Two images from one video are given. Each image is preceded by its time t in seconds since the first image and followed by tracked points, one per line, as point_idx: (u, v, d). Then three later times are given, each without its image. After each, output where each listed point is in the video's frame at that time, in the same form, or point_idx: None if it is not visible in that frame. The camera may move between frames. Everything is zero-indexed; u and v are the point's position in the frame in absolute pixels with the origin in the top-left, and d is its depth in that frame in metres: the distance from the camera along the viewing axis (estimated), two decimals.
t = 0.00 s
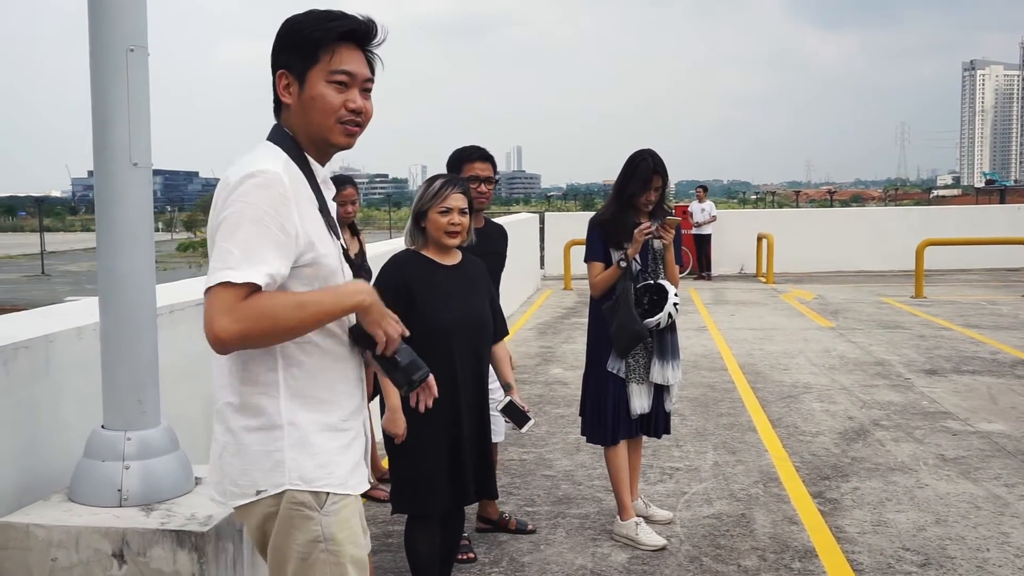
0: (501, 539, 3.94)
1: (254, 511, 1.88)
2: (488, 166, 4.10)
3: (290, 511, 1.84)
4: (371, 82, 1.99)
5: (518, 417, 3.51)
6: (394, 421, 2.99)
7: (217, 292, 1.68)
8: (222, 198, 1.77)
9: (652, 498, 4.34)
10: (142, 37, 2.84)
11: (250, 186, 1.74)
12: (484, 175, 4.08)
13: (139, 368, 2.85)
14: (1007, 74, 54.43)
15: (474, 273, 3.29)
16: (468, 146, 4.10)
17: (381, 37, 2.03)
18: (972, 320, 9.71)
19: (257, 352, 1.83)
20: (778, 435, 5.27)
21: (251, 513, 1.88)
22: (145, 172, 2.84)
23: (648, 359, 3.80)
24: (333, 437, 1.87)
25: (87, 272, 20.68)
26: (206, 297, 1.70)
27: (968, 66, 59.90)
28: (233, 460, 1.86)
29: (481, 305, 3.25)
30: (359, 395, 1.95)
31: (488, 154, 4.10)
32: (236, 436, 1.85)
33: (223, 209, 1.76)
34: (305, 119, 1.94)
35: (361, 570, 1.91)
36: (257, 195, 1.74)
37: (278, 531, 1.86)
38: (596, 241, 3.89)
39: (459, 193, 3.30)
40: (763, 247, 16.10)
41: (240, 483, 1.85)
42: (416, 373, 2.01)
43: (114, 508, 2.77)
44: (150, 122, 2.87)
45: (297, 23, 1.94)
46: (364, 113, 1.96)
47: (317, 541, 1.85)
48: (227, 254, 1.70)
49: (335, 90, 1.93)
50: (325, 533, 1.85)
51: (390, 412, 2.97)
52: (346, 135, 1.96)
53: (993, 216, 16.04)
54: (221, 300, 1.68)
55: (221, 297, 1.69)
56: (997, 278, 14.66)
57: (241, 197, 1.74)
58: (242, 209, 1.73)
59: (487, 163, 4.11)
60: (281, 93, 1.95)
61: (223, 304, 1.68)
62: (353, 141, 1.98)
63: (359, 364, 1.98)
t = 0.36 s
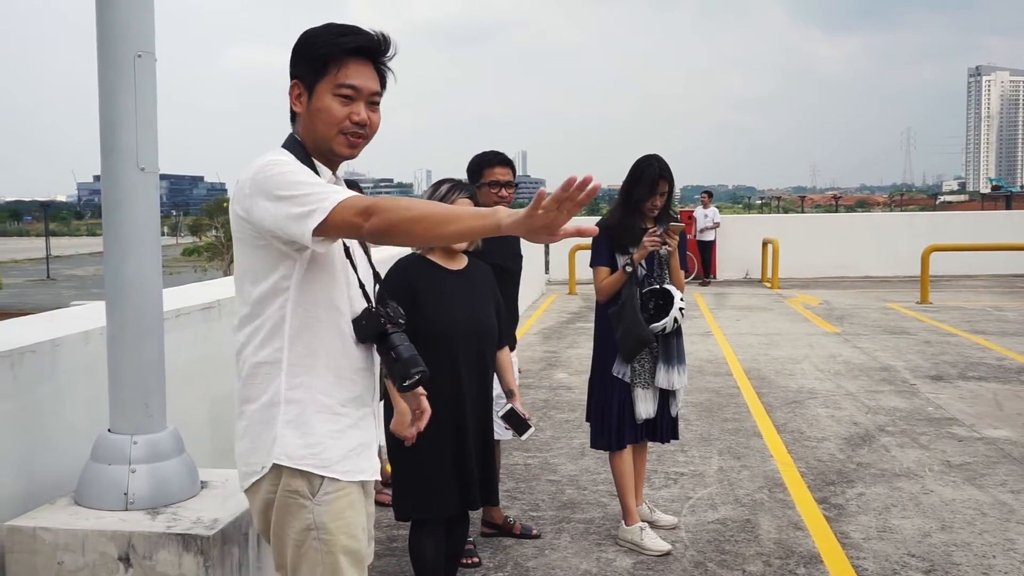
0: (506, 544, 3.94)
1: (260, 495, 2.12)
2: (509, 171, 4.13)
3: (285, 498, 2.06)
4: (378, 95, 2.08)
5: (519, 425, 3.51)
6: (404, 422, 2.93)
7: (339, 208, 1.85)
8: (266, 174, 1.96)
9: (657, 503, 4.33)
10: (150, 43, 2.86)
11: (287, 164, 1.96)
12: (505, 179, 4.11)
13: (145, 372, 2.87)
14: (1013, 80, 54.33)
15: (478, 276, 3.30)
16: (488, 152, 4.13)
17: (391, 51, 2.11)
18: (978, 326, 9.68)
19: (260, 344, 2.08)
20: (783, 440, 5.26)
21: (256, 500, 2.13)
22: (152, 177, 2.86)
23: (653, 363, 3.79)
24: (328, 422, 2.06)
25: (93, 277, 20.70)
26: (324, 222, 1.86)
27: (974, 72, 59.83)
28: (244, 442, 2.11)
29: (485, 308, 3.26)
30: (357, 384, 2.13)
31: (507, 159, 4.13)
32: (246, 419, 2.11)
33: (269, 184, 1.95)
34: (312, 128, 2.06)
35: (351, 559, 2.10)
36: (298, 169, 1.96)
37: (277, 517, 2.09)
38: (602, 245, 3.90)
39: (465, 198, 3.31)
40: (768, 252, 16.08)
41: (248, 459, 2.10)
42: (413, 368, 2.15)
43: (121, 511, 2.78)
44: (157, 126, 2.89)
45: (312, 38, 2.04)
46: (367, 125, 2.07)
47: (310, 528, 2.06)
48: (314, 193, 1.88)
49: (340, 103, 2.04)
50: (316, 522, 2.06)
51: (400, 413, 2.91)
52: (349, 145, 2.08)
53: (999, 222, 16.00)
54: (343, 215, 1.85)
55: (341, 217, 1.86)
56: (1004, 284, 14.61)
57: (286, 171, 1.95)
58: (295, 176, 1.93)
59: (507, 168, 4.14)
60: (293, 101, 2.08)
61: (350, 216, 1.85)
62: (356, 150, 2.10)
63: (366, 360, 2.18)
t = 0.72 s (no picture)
0: (512, 547, 3.95)
1: (278, 476, 2.18)
2: (523, 175, 4.14)
3: (302, 484, 2.12)
4: (393, 101, 2.13)
5: (528, 429, 3.52)
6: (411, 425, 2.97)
7: (362, 205, 1.90)
8: (288, 177, 2.02)
9: (662, 507, 4.34)
10: (161, 46, 2.88)
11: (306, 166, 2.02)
12: (519, 184, 4.12)
13: (155, 373, 2.88)
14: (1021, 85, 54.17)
15: (487, 280, 3.32)
16: (504, 154, 4.14)
17: (405, 59, 2.16)
18: (985, 331, 9.65)
19: (286, 336, 2.15)
20: (789, 445, 5.26)
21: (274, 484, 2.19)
22: (162, 179, 2.88)
23: (660, 367, 3.80)
24: (351, 409, 2.13)
25: (100, 279, 20.80)
26: (351, 218, 1.91)
27: (982, 76, 59.67)
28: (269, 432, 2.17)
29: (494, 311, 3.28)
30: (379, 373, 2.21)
31: (522, 163, 4.14)
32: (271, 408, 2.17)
33: (290, 186, 2.01)
34: (330, 133, 2.10)
35: (363, 544, 2.16)
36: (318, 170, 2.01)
37: (294, 502, 2.15)
38: (609, 248, 3.91)
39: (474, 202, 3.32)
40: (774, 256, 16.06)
41: (272, 447, 2.16)
42: (432, 357, 2.23)
43: (130, 512, 2.80)
44: (168, 129, 2.91)
45: (331, 45, 2.08)
46: (382, 130, 2.11)
47: (325, 512, 2.12)
48: (336, 192, 1.93)
49: (358, 108, 2.07)
50: (332, 506, 2.11)
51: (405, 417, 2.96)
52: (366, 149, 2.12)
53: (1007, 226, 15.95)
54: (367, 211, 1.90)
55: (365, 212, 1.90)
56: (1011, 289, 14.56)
57: (305, 172, 2.00)
58: (316, 176, 1.99)
59: (522, 172, 4.15)
60: (311, 106, 2.10)
61: (372, 211, 1.89)
62: (371, 154, 2.14)
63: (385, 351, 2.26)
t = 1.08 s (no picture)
0: (518, 555, 3.95)
1: (296, 482, 2.19)
2: (523, 182, 4.17)
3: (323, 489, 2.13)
4: (401, 112, 2.15)
5: (534, 436, 3.53)
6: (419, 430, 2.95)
7: (381, 208, 1.92)
8: (304, 182, 2.03)
9: (668, 516, 4.33)
10: (169, 56, 2.90)
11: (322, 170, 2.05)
12: (519, 191, 4.14)
13: (162, 381, 2.89)
14: None
15: (493, 287, 3.33)
16: (504, 161, 4.16)
17: (413, 72, 2.19)
18: (990, 340, 9.64)
19: (304, 342, 2.16)
20: (795, 454, 5.25)
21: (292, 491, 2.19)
22: (170, 187, 2.90)
23: (666, 376, 3.80)
24: (369, 411, 2.14)
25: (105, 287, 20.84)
26: (372, 221, 1.93)
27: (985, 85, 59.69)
28: (288, 436, 2.19)
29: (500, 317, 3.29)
30: (397, 376, 2.23)
31: (522, 170, 4.16)
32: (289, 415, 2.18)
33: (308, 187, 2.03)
34: (340, 141, 2.11)
35: (379, 551, 2.16)
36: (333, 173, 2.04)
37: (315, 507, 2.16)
38: (616, 256, 3.92)
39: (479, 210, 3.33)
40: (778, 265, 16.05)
41: (292, 450, 2.17)
42: (455, 349, 2.23)
43: (138, 520, 2.80)
44: (176, 138, 2.93)
45: (342, 57, 2.11)
46: (392, 139, 2.13)
47: (343, 518, 2.13)
48: (352, 195, 1.95)
49: (368, 117, 2.10)
50: (350, 512, 2.12)
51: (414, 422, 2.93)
52: (375, 158, 2.14)
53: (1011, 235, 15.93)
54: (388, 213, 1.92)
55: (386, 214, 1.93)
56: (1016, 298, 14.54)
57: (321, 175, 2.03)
58: (331, 178, 2.01)
59: (522, 179, 4.17)
60: (322, 116, 2.12)
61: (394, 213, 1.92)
62: (380, 163, 2.17)
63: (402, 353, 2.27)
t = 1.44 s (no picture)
0: (528, 556, 3.96)
1: (326, 496, 2.03)
2: (528, 182, 4.17)
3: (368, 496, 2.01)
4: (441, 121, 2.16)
5: (545, 436, 3.54)
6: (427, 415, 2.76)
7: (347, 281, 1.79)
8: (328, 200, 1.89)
9: (678, 516, 4.33)
10: (182, 57, 2.92)
11: (345, 191, 1.89)
12: (524, 191, 4.14)
13: (173, 381, 2.91)
14: None
15: (504, 289, 3.34)
16: (508, 163, 4.17)
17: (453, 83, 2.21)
18: (1001, 341, 9.60)
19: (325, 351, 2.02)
20: (804, 455, 5.24)
21: (325, 500, 2.03)
22: (182, 188, 2.92)
23: (678, 378, 3.81)
24: (395, 425, 2.05)
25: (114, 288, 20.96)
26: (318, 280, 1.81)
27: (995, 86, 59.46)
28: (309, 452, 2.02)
29: (512, 320, 3.30)
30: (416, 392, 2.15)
31: (527, 171, 4.17)
32: (305, 427, 2.03)
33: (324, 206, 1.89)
34: (383, 142, 2.08)
35: (427, 553, 2.08)
36: (353, 201, 1.88)
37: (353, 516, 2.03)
38: (628, 256, 3.93)
39: (490, 211, 3.33)
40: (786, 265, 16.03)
41: (314, 466, 2.01)
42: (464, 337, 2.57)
43: (150, 519, 2.82)
44: (188, 139, 2.94)
45: (391, 59, 2.09)
46: (433, 146, 2.13)
47: (391, 522, 2.02)
48: (354, 246, 1.83)
49: (414, 122, 2.09)
50: (397, 515, 2.02)
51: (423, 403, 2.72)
52: (414, 162, 2.12)
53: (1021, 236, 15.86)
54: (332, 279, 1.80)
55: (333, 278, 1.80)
56: None
57: (340, 198, 1.88)
58: (350, 203, 1.88)
59: (526, 179, 4.17)
60: (364, 115, 2.08)
61: (336, 281, 1.79)
62: (417, 169, 2.15)
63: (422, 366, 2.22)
